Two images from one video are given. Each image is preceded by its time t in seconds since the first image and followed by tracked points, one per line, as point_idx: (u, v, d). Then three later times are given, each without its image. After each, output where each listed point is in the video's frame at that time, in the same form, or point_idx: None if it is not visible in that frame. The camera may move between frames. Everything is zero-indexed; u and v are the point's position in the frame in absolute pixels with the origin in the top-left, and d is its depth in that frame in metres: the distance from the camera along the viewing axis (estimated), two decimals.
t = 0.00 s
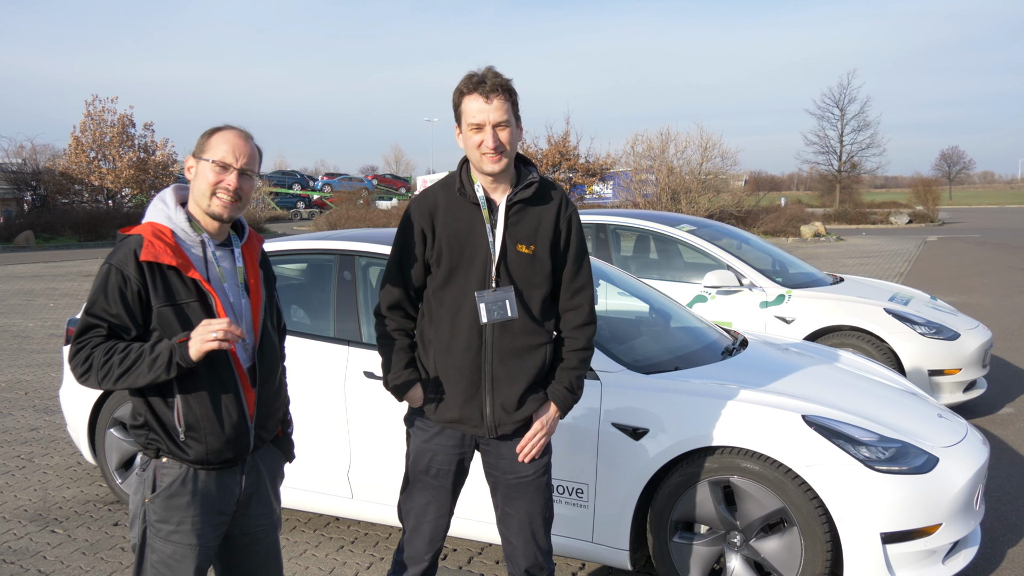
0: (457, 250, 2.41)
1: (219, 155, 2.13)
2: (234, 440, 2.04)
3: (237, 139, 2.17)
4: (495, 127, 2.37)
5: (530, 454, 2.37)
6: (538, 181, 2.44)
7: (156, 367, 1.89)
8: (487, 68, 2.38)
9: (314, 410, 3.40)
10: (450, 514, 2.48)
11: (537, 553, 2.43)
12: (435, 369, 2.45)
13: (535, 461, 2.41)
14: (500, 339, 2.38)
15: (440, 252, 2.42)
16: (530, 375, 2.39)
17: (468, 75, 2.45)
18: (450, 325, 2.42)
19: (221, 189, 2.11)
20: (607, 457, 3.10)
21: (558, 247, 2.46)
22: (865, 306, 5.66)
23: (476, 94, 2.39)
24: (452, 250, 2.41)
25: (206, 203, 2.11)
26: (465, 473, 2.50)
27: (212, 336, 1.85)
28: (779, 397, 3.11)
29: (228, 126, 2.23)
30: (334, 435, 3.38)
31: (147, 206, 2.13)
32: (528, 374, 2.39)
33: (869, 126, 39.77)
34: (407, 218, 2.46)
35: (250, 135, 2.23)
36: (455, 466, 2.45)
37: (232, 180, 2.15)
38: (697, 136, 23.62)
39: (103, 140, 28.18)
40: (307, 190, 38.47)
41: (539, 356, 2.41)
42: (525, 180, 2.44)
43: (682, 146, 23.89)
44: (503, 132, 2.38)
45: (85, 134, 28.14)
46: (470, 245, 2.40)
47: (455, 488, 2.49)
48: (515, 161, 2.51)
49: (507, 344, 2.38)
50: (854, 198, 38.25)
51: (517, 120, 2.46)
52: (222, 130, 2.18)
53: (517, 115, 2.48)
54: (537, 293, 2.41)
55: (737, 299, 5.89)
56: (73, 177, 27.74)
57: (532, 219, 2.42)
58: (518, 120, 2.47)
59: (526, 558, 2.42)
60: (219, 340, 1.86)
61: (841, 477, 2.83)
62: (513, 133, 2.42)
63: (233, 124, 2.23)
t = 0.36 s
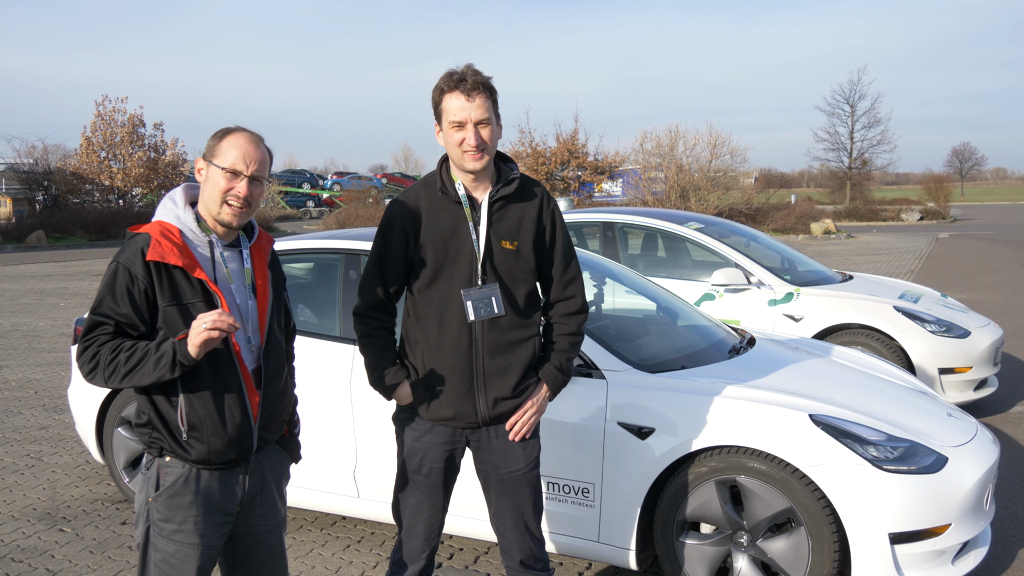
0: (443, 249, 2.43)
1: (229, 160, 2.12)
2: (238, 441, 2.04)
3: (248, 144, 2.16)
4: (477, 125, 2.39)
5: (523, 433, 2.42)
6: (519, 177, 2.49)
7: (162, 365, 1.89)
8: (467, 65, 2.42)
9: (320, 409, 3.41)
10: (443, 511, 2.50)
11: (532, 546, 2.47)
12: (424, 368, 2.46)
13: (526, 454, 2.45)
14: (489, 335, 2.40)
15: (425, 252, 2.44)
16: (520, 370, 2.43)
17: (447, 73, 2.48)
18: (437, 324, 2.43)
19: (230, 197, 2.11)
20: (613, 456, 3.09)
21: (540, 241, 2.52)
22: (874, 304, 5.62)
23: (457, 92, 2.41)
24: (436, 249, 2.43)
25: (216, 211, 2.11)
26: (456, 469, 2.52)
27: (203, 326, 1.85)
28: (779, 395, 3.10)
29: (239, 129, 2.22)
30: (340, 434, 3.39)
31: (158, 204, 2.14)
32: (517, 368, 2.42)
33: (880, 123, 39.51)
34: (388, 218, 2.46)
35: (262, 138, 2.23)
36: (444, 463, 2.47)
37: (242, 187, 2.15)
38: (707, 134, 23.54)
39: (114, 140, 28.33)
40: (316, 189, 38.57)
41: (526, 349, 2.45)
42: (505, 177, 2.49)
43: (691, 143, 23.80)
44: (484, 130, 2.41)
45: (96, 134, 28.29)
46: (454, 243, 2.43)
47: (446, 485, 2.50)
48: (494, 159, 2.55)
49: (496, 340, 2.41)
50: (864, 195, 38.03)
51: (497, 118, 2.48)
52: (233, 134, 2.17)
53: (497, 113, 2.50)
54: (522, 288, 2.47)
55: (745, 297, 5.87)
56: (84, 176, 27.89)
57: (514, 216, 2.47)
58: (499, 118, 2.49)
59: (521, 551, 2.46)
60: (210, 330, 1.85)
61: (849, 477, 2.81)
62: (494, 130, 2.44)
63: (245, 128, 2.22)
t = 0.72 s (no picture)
0: (452, 248, 2.44)
1: (240, 158, 2.14)
2: (247, 441, 2.05)
3: (259, 142, 2.18)
4: (481, 125, 2.40)
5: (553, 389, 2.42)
6: (524, 175, 2.49)
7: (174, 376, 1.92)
8: (470, 65, 2.42)
9: (332, 408, 3.42)
10: (457, 509, 2.51)
11: (545, 543, 2.47)
12: (437, 368, 2.46)
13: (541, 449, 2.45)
14: (501, 333, 2.40)
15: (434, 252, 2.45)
16: (534, 366, 2.43)
17: (452, 73, 2.48)
18: (449, 324, 2.43)
19: (240, 194, 2.12)
20: (624, 456, 3.08)
21: (548, 235, 2.52)
22: (890, 302, 5.57)
23: (461, 92, 2.42)
24: (445, 249, 2.43)
25: (227, 207, 2.12)
26: (470, 467, 2.52)
27: (221, 347, 1.87)
28: (790, 394, 3.08)
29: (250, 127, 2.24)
30: (352, 433, 3.40)
31: (169, 204, 2.16)
32: (531, 365, 2.43)
33: (898, 120, 39.11)
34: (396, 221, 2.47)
35: (273, 136, 2.24)
36: (460, 462, 2.47)
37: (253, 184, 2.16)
38: (723, 132, 23.40)
39: (132, 141, 28.60)
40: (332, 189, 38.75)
41: (540, 344, 2.46)
42: (511, 176, 2.49)
43: (707, 141, 23.67)
44: (488, 129, 2.41)
45: (114, 135, 28.56)
46: (462, 242, 2.43)
47: (461, 483, 2.51)
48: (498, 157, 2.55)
49: (509, 337, 2.41)
50: (882, 193, 37.67)
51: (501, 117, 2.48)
52: (243, 132, 2.19)
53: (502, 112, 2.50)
54: (532, 283, 2.47)
55: (759, 296, 5.83)
56: (103, 177, 28.18)
57: (520, 213, 2.47)
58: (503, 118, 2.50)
59: (534, 548, 2.46)
60: (228, 351, 1.87)
61: (862, 477, 2.78)
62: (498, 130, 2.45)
63: (256, 126, 2.23)
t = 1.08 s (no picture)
0: (454, 246, 2.44)
1: (241, 154, 2.15)
2: (247, 440, 2.06)
3: (259, 138, 2.18)
4: (485, 122, 2.40)
5: (542, 436, 2.40)
6: (526, 173, 2.48)
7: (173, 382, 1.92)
8: (474, 62, 2.41)
9: (337, 407, 3.43)
10: (458, 508, 2.51)
11: (552, 547, 2.45)
12: (438, 366, 2.47)
13: (546, 451, 2.45)
14: (502, 332, 2.40)
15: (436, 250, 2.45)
16: (535, 366, 2.43)
17: (455, 70, 2.47)
18: (451, 322, 2.43)
19: (244, 189, 2.13)
20: (629, 454, 3.07)
21: (551, 236, 2.50)
22: (898, 299, 5.54)
23: (464, 88, 2.41)
24: (448, 247, 2.44)
25: (230, 203, 2.13)
26: (471, 466, 2.53)
27: (222, 361, 1.88)
28: (795, 392, 3.06)
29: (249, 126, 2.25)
30: (356, 432, 3.41)
31: (170, 203, 2.16)
32: (532, 364, 2.42)
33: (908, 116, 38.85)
34: (399, 219, 2.47)
35: (272, 133, 2.25)
36: (460, 460, 2.48)
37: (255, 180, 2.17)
38: (732, 129, 23.31)
39: (142, 140, 28.75)
40: (341, 188, 38.84)
41: (541, 346, 2.45)
42: (514, 173, 2.48)
43: (716, 138, 23.59)
44: (491, 126, 2.41)
45: (124, 135, 28.69)
46: (464, 241, 2.44)
47: (462, 482, 2.51)
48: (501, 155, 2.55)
49: (510, 337, 2.41)
50: (892, 189, 37.44)
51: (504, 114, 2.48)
52: (243, 130, 2.19)
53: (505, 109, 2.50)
54: (534, 284, 2.45)
55: (767, 293, 5.81)
56: (113, 177, 28.32)
57: (523, 212, 2.46)
58: (506, 115, 2.50)
59: (541, 551, 2.44)
60: (229, 366, 1.88)
61: (867, 475, 2.77)
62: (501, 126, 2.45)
63: (255, 124, 2.24)
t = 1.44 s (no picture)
0: (450, 248, 2.44)
1: (224, 156, 2.14)
2: (240, 439, 2.06)
3: (242, 138, 2.18)
4: (476, 123, 2.40)
5: (530, 451, 2.42)
6: (521, 174, 2.48)
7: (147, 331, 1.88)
8: (463, 64, 2.41)
9: (333, 407, 3.43)
10: (449, 508, 2.53)
11: (551, 551, 2.43)
12: (432, 367, 2.47)
13: (541, 452, 2.45)
14: (497, 334, 2.40)
15: (431, 252, 2.45)
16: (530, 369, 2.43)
17: (447, 71, 2.48)
18: (446, 324, 2.44)
19: (229, 191, 2.13)
20: (623, 455, 3.07)
21: (547, 239, 2.50)
22: (897, 300, 5.53)
23: (455, 90, 2.42)
24: (444, 248, 2.44)
25: (217, 205, 2.13)
26: (460, 466, 2.55)
27: (183, 285, 1.81)
28: (791, 393, 3.06)
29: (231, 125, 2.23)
30: (352, 432, 3.41)
31: (159, 204, 2.16)
32: (526, 367, 2.42)
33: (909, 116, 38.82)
34: (396, 221, 2.48)
35: (255, 132, 2.24)
36: (449, 461, 2.49)
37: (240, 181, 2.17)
38: (734, 129, 23.32)
39: (143, 140, 28.79)
40: (342, 188, 38.86)
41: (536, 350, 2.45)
42: (509, 174, 2.48)
43: (717, 139, 23.61)
44: (483, 127, 2.41)
45: (126, 134, 28.71)
46: (461, 244, 2.44)
47: (450, 482, 2.53)
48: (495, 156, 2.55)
49: (505, 339, 2.41)
50: (894, 190, 37.42)
51: (496, 115, 2.48)
52: (225, 131, 2.18)
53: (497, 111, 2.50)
54: (529, 287, 2.45)
55: (765, 294, 5.81)
56: (114, 176, 28.34)
57: (520, 214, 2.46)
58: (498, 117, 2.50)
59: (540, 555, 2.42)
60: (190, 289, 1.81)
61: (862, 476, 2.77)
62: (493, 128, 2.44)
63: (237, 123, 2.23)
